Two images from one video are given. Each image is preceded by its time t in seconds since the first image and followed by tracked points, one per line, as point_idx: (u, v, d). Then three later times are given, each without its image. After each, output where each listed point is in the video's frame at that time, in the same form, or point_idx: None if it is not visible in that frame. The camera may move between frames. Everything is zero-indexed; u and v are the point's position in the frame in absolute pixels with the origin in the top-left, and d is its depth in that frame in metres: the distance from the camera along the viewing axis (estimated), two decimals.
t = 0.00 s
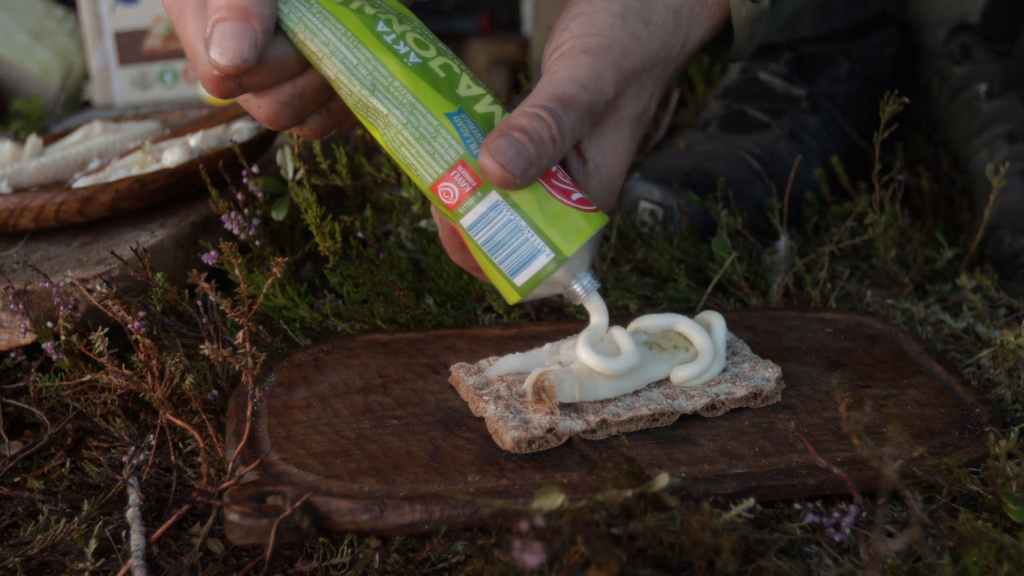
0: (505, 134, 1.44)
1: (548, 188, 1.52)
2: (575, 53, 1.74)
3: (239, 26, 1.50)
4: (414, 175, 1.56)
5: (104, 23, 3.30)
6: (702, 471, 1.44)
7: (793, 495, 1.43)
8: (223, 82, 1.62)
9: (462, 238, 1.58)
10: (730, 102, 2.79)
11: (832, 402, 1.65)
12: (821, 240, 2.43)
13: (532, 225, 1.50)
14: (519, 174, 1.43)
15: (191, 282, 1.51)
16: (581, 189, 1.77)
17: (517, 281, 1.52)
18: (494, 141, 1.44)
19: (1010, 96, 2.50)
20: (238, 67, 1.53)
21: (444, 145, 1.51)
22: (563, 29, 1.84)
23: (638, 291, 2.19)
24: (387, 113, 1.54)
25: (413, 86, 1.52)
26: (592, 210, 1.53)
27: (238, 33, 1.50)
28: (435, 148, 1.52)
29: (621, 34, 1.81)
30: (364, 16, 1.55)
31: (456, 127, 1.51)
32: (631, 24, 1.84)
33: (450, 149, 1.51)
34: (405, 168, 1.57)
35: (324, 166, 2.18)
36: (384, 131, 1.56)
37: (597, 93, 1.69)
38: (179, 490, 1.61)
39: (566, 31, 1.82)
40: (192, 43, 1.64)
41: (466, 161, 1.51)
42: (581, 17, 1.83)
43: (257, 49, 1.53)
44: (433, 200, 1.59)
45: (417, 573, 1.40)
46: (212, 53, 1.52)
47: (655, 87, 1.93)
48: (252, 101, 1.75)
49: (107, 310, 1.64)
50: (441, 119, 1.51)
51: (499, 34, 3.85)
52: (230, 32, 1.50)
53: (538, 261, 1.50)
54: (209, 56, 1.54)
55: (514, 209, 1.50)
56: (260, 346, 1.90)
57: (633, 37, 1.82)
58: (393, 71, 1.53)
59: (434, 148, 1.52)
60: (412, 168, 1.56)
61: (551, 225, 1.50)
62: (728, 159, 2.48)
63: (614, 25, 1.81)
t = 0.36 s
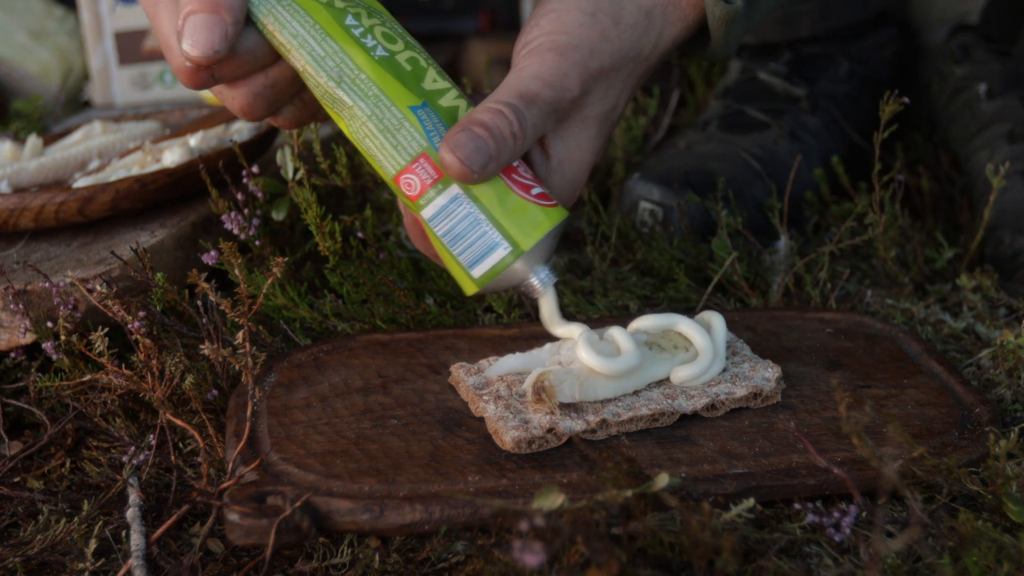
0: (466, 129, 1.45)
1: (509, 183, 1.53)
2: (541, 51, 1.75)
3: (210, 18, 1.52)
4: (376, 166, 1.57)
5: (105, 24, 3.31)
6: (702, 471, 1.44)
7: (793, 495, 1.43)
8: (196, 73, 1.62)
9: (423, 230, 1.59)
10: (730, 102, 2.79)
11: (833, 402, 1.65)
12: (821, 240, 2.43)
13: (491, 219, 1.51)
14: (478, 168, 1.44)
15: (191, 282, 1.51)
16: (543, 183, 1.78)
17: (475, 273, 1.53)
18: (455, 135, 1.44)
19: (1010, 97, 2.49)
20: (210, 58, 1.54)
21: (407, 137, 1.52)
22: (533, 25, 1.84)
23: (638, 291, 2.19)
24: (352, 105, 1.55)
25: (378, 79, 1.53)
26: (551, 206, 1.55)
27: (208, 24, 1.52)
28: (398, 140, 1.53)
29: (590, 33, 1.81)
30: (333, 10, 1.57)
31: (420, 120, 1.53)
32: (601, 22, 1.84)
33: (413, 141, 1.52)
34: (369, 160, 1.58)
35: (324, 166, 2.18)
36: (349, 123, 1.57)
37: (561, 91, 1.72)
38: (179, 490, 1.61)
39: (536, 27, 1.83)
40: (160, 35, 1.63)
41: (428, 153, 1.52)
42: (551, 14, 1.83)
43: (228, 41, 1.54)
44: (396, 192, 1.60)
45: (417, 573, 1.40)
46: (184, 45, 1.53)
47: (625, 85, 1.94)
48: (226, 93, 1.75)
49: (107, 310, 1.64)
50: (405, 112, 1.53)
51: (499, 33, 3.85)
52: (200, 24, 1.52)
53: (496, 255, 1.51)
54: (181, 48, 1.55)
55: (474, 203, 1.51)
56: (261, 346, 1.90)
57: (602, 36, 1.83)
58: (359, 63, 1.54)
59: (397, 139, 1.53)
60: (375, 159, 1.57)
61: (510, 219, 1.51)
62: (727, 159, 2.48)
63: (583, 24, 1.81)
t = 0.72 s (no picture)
0: (449, 134, 1.43)
1: (491, 192, 1.51)
2: (526, 55, 1.75)
3: (183, 12, 1.52)
4: (354, 170, 1.55)
5: (104, 23, 3.24)
6: (702, 471, 1.44)
7: (793, 495, 1.43)
8: (170, 69, 1.63)
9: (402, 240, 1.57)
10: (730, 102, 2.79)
11: (833, 402, 1.65)
12: (821, 240, 2.43)
13: (473, 230, 1.49)
14: (459, 174, 1.43)
15: (191, 282, 1.51)
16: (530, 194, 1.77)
17: (454, 287, 1.50)
18: (437, 139, 1.43)
19: (1010, 96, 2.50)
20: (182, 52, 1.55)
21: (386, 140, 1.51)
22: (517, 31, 1.85)
23: (638, 291, 2.19)
24: (329, 105, 1.53)
25: (357, 79, 1.52)
26: (536, 219, 1.52)
27: (181, 18, 1.52)
28: (376, 143, 1.51)
29: (576, 38, 1.82)
30: (313, 8, 1.56)
31: (399, 123, 1.51)
32: (587, 28, 1.85)
33: (392, 145, 1.50)
34: (346, 163, 1.56)
35: (324, 166, 2.18)
36: (326, 124, 1.55)
37: (548, 97, 1.72)
38: (179, 490, 1.61)
39: (520, 32, 1.83)
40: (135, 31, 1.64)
41: (408, 158, 1.50)
42: (536, 20, 1.84)
43: (202, 35, 1.54)
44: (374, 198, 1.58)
45: (417, 573, 1.40)
46: (157, 38, 1.54)
47: (611, 92, 1.94)
48: (203, 92, 1.77)
49: (107, 310, 1.65)
50: (384, 114, 1.51)
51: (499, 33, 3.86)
52: (173, 17, 1.52)
53: (477, 267, 1.48)
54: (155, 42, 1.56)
55: (455, 212, 1.49)
56: (261, 346, 1.90)
57: (587, 41, 1.84)
58: (338, 63, 1.53)
59: (375, 143, 1.51)
60: (352, 163, 1.55)
61: (493, 230, 1.48)
62: (727, 159, 2.49)
63: (568, 29, 1.82)
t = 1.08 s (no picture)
0: (461, 132, 1.43)
1: (504, 192, 1.51)
2: (537, 54, 1.75)
3: (189, 13, 1.52)
4: (364, 171, 1.55)
5: (104, 23, 3.24)
6: (702, 471, 1.44)
7: (793, 495, 1.43)
8: (179, 74, 1.62)
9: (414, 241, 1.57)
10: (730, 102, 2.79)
11: (833, 402, 1.65)
12: (821, 240, 2.43)
13: (486, 231, 1.48)
14: (471, 173, 1.42)
15: (191, 282, 1.51)
16: (543, 194, 1.77)
17: (467, 288, 1.50)
18: (448, 138, 1.43)
19: (1010, 96, 2.49)
20: (190, 54, 1.54)
21: (395, 141, 1.50)
22: (528, 30, 1.86)
23: (638, 291, 2.19)
24: (338, 105, 1.53)
25: (366, 79, 1.52)
26: (550, 218, 1.52)
27: (188, 19, 1.52)
28: (386, 143, 1.51)
29: (587, 36, 1.82)
30: (321, 8, 1.56)
31: (409, 123, 1.51)
32: (598, 25, 1.85)
33: (402, 145, 1.50)
34: (356, 164, 1.56)
35: (324, 166, 2.18)
36: (335, 124, 1.55)
37: (559, 96, 1.71)
38: (179, 490, 1.61)
39: (531, 31, 1.84)
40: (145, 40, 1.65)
41: (417, 158, 1.50)
42: (546, 18, 1.84)
43: (209, 36, 1.54)
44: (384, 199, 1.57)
45: (417, 573, 1.40)
46: (164, 42, 1.54)
47: (623, 92, 1.93)
48: (215, 99, 1.75)
49: (107, 310, 1.65)
50: (394, 114, 1.51)
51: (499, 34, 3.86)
52: (180, 20, 1.52)
53: (489, 268, 1.47)
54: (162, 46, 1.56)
55: (467, 213, 1.49)
56: (261, 346, 1.90)
57: (599, 39, 1.84)
58: (347, 63, 1.52)
59: (384, 143, 1.51)
60: (361, 163, 1.54)
61: (505, 231, 1.48)
62: (727, 159, 2.49)
63: (579, 27, 1.82)
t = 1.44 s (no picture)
0: (444, 136, 1.44)
1: (484, 193, 1.51)
2: (525, 62, 1.76)
3: (194, 21, 1.56)
4: (353, 171, 1.56)
5: (104, 23, 3.23)
6: (702, 471, 1.44)
7: (793, 495, 1.43)
8: (188, 76, 1.69)
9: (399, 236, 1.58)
10: (730, 102, 2.79)
11: (833, 402, 1.65)
12: (821, 240, 2.43)
13: (465, 229, 1.48)
14: (451, 176, 1.43)
15: (191, 282, 1.51)
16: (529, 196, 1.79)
17: (447, 284, 1.50)
18: (431, 142, 1.43)
19: (1010, 97, 2.49)
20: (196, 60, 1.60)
21: (383, 142, 1.51)
22: (518, 37, 1.86)
23: (638, 291, 2.19)
24: (331, 107, 1.54)
25: (358, 83, 1.52)
26: (529, 220, 1.51)
27: (193, 27, 1.56)
28: (374, 145, 1.51)
29: (576, 45, 1.82)
30: (319, 14, 1.56)
31: (397, 126, 1.51)
32: (588, 34, 1.85)
33: (389, 147, 1.50)
34: (347, 165, 1.56)
35: (324, 166, 2.18)
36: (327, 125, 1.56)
37: (545, 104, 1.72)
38: (180, 490, 1.61)
39: (521, 39, 1.84)
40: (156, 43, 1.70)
41: (403, 160, 1.50)
42: (536, 26, 1.84)
43: (213, 42, 1.59)
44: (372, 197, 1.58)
45: (417, 573, 1.40)
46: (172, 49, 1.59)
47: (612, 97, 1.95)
48: (223, 99, 1.81)
49: (107, 310, 1.65)
50: (383, 117, 1.51)
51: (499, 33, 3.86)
52: (185, 27, 1.57)
53: (467, 267, 1.48)
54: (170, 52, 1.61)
55: (448, 212, 1.49)
56: (261, 346, 1.90)
57: (588, 48, 1.84)
58: (340, 66, 1.53)
59: (372, 144, 1.51)
60: (351, 163, 1.55)
61: (484, 230, 1.48)
62: (727, 159, 2.48)
63: (568, 35, 1.83)
